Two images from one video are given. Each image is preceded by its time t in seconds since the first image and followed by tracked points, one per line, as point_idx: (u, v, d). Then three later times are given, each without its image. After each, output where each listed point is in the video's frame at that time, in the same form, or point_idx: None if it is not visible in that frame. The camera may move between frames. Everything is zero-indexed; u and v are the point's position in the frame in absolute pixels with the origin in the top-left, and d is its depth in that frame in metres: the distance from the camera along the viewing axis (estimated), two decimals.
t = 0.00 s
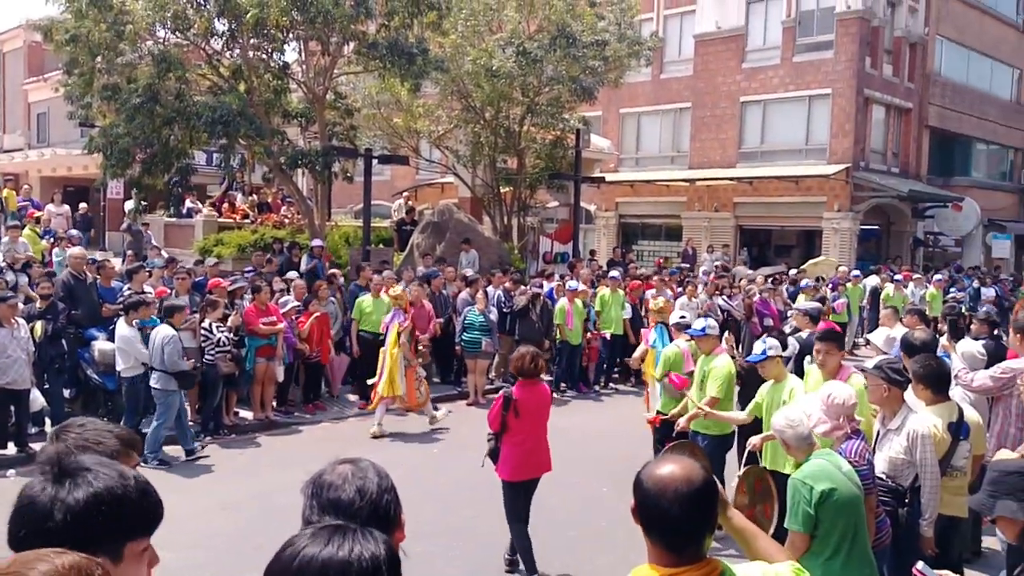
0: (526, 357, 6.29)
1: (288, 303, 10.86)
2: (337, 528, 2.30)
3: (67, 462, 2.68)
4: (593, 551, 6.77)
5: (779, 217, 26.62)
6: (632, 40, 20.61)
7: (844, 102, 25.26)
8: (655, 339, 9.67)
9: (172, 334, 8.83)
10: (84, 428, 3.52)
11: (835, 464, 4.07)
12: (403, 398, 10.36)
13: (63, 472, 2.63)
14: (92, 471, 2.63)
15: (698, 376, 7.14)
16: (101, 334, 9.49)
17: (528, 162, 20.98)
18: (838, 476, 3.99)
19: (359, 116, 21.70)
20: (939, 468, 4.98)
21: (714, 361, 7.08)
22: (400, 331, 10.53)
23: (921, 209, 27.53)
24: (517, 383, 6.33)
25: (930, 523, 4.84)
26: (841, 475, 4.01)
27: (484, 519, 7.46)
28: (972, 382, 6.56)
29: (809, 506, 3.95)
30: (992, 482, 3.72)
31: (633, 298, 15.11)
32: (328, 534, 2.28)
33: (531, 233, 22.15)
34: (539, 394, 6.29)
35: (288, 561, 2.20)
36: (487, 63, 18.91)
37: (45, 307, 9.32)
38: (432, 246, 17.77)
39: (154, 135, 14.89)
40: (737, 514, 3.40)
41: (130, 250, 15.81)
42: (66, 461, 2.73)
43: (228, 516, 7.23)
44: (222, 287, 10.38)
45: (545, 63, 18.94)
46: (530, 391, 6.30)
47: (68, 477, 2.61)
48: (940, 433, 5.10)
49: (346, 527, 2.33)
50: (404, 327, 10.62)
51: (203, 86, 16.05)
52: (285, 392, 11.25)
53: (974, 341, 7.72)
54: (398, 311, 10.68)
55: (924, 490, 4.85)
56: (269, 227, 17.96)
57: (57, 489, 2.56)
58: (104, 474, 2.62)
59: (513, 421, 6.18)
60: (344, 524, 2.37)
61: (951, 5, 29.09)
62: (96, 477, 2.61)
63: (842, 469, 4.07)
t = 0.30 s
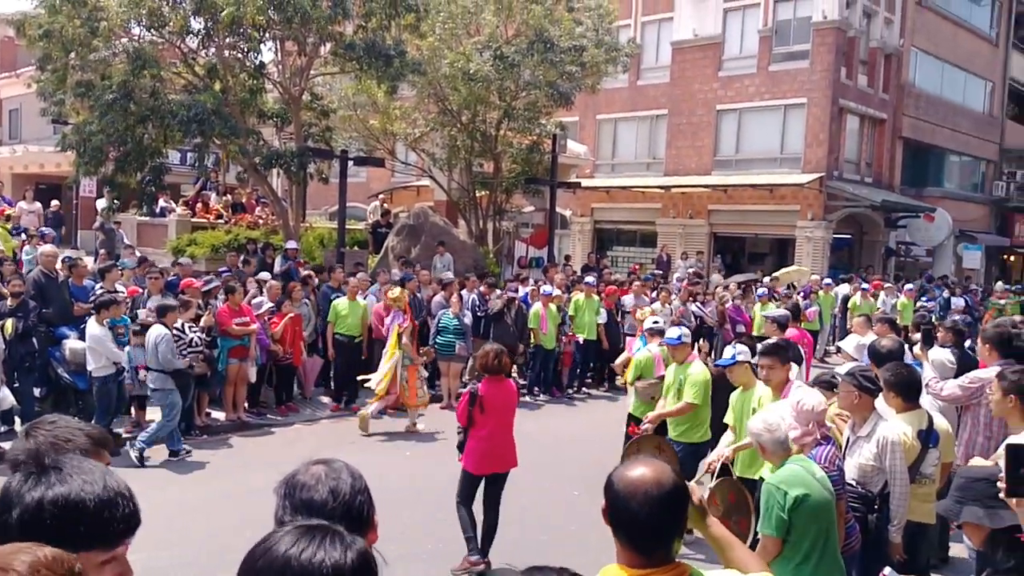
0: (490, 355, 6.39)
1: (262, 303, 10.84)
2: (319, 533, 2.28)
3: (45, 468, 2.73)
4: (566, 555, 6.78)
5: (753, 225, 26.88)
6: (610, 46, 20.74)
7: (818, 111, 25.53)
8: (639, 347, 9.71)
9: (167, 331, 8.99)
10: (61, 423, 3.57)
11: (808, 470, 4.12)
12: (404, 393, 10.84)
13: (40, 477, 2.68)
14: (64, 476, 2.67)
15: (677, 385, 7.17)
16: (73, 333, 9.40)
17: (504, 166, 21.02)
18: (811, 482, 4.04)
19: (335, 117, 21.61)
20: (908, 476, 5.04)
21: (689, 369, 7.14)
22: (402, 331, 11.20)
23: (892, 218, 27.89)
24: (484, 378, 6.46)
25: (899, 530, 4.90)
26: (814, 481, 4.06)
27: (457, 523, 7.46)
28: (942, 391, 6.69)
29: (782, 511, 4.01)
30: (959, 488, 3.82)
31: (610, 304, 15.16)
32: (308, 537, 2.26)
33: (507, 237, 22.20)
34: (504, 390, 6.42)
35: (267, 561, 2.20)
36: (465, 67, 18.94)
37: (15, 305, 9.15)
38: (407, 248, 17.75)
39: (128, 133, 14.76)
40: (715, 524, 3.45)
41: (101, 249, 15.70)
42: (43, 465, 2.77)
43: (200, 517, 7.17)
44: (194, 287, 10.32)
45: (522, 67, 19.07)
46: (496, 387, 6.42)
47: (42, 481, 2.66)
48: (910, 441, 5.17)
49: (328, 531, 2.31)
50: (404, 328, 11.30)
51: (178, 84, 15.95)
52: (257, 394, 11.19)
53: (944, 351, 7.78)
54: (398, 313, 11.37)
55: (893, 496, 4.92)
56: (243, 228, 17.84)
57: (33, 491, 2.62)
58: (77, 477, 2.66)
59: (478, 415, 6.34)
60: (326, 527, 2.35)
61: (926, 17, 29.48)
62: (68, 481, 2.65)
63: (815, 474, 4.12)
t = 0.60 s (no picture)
0: (463, 354, 6.57)
1: (245, 303, 10.81)
2: (292, 539, 2.25)
3: (26, 468, 2.74)
4: (550, 555, 6.83)
5: (735, 226, 27.07)
6: (592, 48, 20.87)
7: (800, 113, 25.73)
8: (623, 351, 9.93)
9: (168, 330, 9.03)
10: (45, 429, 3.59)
11: (797, 470, 4.20)
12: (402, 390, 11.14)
13: (20, 477, 2.69)
14: (45, 476, 2.68)
15: (662, 386, 7.26)
16: (53, 333, 9.37)
17: (487, 167, 21.07)
18: (798, 482, 4.12)
19: (319, 118, 21.58)
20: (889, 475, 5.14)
21: (676, 369, 7.19)
22: (402, 329, 11.65)
23: (873, 219, 28.15)
24: (457, 378, 6.64)
25: (880, 529, 4.98)
26: (801, 481, 4.15)
27: (442, 523, 7.48)
28: (923, 392, 6.78)
29: (771, 511, 4.08)
30: (949, 482, 3.88)
31: (594, 304, 15.22)
32: (286, 541, 2.25)
33: (490, 237, 22.28)
34: (476, 386, 6.57)
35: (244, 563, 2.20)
36: (447, 68, 18.99)
37: None
38: (391, 249, 17.68)
39: (110, 133, 14.71)
40: (699, 523, 3.46)
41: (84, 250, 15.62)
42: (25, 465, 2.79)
43: (185, 518, 7.16)
44: (176, 288, 10.31)
45: (505, 68, 19.11)
46: (468, 386, 6.57)
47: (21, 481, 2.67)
48: (891, 441, 5.28)
49: (307, 535, 2.30)
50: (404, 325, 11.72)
51: (159, 84, 15.94)
52: (239, 395, 11.16)
53: (926, 352, 7.92)
54: (399, 310, 11.79)
55: (875, 496, 5.01)
56: (226, 228, 17.82)
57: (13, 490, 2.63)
58: (58, 479, 2.67)
59: (450, 414, 6.48)
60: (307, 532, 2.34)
61: (905, 20, 29.76)
62: (47, 483, 2.65)
63: (803, 475, 4.20)
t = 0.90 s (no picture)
0: (433, 354, 6.70)
1: (235, 303, 10.79)
2: (277, 540, 2.24)
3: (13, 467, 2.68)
4: (539, 557, 6.82)
5: (725, 229, 27.15)
6: (584, 50, 20.92)
7: (790, 116, 25.81)
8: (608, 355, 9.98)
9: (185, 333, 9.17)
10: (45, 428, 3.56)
11: (793, 474, 4.20)
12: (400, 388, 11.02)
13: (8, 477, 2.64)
14: (33, 476, 2.63)
15: (653, 387, 7.28)
16: (42, 333, 9.37)
17: (478, 168, 21.07)
18: (794, 484, 4.14)
19: (310, 118, 21.54)
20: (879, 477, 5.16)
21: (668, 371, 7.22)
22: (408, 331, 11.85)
23: (863, 222, 28.27)
24: (429, 378, 6.76)
25: (870, 531, 4.99)
26: (797, 483, 4.16)
27: (431, 525, 7.46)
28: (912, 395, 6.83)
29: (765, 513, 4.09)
30: (939, 485, 3.91)
31: (585, 305, 15.23)
32: (270, 542, 2.24)
33: (482, 238, 22.30)
34: (446, 385, 6.69)
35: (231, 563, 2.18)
36: (439, 69, 18.96)
37: None
38: (381, 249, 17.71)
39: (100, 132, 14.65)
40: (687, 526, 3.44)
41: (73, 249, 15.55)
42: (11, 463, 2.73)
43: (173, 519, 7.13)
44: (164, 288, 10.26)
45: (497, 70, 19.10)
46: (439, 385, 6.69)
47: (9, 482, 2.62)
48: (880, 444, 5.30)
49: (292, 537, 2.29)
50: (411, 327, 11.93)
51: (150, 84, 15.90)
52: (229, 395, 11.11)
53: (916, 355, 7.95)
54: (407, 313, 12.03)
55: (863, 498, 5.03)
56: (216, 228, 17.78)
57: None
58: (45, 477, 2.62)
59: (423, 414, 6.60)
60: (293, 534, 2.33)
61: (895, 24, 29.91)
62: (36, 483, 2.60)
63: (799, 478, 4.21)
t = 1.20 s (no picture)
0: (419, 350, 6.90)
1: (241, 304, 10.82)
2: (296, 534, 2.25)
3: (14, 468, 2.58)
4: (544, 559, 6.81)
5: (731, 230, 27.12)
6: (589, 52, 20.94)
7: (796, 118, 25.78)
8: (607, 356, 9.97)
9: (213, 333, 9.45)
10: (139, 438, 3.28)
11: (805, 479, 4.21)
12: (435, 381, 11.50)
13: (11, 479, 2.53)
14: (40, 479, 2.54)
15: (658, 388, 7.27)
16: (49, 333, 9.39)
17: (484, 169, 21.09)
18: (805, 489, 4.15)
19: (316, 119, 21.60)
20: (886, 481, 5.15)
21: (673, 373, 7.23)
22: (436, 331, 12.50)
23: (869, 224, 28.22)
24: (416, 373, 6.95)
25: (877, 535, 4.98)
26: (808, 487, 4.17)
27: (436, 527, 7.47)
28: (919, 398, 6.82)
29: (776, 517, 4.10)
30: (940, 492, 3.91)
31: (591, 307, 15.22)
32: (287, 536, 2.25)
33: (487, 240, 22.33)
34: (432, 380, 6.88)
35: (250, 558, 2.19)
36: (445, 70, 18.96)
37: None
38: (387, 251, 17.78)
39: (108, 133, 14.69)
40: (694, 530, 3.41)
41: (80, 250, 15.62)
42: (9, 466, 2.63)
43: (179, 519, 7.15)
44: (171, 289, 10.29)
45: (502, 72, 19.10)
46: (425, 379, 6.89)
47: (14, 484, 2.52)
48: (887, 446, 5.28)
49: (309, 532, 2.30)
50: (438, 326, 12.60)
51: (157, 85, 15.94)
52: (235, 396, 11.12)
53: (923, 358, 7.94)
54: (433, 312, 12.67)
55: (871, 501, 5.02)
56: (222, 229, 17.86)
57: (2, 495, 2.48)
58: (55, 478, 2.57)
59: (411, 408, 6.79)
60: (311, 529, 2.34)
61: (902, 26, 29.84)
62: (46, 482, 2.53)
63: (812, 483, 4.22)
